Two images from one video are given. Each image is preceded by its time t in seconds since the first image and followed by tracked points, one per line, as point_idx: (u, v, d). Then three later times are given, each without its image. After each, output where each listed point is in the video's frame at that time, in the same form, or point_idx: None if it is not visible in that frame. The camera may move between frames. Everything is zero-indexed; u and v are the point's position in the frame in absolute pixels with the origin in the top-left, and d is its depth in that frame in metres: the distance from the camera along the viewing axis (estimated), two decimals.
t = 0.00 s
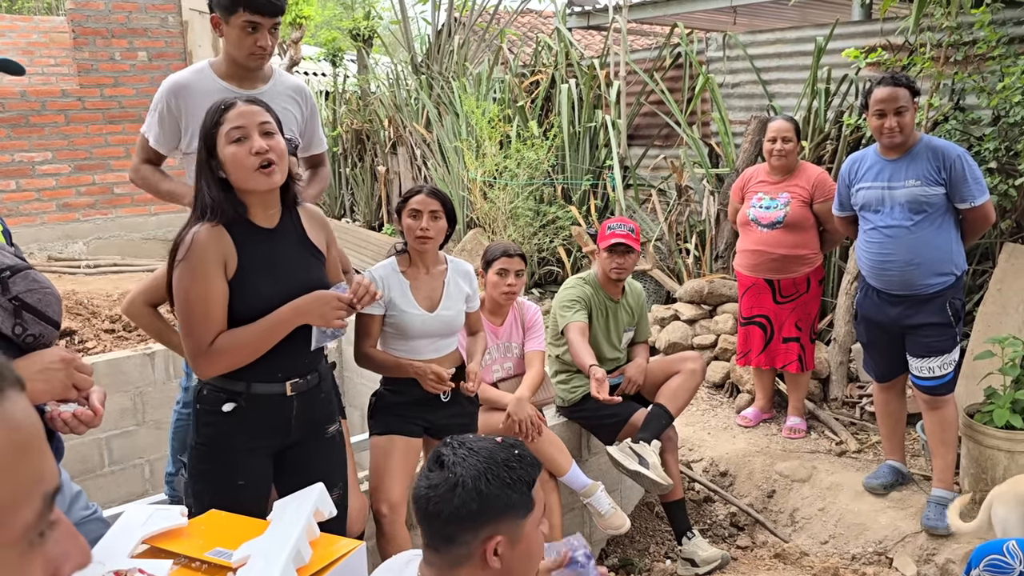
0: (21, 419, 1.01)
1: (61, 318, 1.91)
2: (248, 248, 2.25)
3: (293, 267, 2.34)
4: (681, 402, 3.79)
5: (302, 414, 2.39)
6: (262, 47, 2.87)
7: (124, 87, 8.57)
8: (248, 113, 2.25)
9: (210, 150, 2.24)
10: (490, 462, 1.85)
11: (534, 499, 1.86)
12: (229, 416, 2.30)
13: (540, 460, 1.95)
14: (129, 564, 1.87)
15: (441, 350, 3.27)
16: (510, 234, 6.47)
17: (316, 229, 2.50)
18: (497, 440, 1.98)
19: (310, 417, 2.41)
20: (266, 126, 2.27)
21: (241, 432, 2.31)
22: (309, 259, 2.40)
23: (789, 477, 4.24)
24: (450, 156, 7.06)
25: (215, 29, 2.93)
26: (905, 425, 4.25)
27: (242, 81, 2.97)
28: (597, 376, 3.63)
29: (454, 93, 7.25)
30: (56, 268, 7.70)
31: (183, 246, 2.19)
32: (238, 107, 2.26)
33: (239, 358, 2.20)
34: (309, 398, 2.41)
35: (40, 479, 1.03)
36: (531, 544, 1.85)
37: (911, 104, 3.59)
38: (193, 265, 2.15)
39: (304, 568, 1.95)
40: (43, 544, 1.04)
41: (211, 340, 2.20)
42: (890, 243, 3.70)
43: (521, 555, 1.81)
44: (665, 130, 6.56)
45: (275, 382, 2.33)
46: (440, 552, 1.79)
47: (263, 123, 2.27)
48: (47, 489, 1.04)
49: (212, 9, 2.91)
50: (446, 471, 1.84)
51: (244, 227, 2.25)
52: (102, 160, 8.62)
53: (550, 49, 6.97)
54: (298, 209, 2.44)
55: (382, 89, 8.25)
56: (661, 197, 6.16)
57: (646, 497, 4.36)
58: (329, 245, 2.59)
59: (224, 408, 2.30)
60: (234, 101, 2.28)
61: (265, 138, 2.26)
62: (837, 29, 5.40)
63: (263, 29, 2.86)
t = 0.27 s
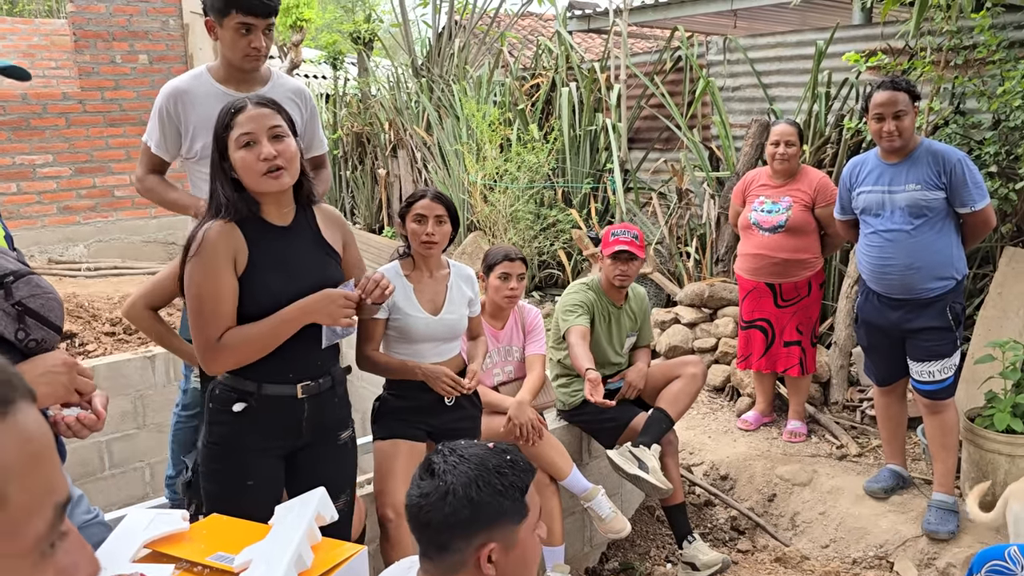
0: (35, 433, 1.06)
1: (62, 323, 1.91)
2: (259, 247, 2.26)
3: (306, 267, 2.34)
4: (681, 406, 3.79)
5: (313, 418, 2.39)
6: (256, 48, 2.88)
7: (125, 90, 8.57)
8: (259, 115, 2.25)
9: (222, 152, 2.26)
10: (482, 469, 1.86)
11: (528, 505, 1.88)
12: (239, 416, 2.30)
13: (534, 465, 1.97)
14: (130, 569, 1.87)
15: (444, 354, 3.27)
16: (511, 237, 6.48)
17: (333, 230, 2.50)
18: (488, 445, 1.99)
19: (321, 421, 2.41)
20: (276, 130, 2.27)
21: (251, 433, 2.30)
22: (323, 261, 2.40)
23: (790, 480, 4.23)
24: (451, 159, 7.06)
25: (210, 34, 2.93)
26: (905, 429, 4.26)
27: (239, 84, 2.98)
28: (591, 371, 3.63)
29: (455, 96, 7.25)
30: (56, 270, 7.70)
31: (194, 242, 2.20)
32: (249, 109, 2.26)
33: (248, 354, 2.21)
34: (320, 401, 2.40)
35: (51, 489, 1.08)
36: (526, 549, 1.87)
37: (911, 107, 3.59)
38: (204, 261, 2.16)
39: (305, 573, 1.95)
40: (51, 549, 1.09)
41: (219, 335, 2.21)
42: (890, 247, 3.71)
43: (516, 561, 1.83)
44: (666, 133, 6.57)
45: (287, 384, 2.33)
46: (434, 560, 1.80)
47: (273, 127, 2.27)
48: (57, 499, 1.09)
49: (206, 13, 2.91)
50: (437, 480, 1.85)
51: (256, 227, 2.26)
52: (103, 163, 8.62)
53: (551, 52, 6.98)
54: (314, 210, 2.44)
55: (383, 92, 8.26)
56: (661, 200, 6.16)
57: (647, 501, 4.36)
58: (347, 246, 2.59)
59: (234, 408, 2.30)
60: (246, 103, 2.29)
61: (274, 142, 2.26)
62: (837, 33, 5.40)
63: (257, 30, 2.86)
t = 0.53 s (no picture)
0: (37, 443, 1.00)
1: (67, 324, 1.90)
2: (232, 247, 2.25)
3: (281, 272, 2.31)
4: (686, 407, 3.78)
5: (292, 426, 2.35)
6: (257, 46, 2.87)
7: (129, 90, 8.57)
8: (248, 116, 2.29)
9: (211, 149, 2.32)
10: (482, 472, 1.86)
11: (530, 506, 1.88)
12: (217, 421, 2.31)
13: (535, 465, 1.96)
14: (135, 570, 1.87)
15: (452, 354, 3.26)
16: (514, 238, 6.48)
17: (324, 237, 2.46)
18: (489, 447, 1.99)
19: (302, 428, 2.38)
20: (264, 130, 2.29)
21: (227, 438, 2.30)
22: (302, 266, 2.36)
23: (794, 482, 4.22)
24: (454, 159, 7.06)
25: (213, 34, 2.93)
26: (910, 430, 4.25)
27: (241, 85, 2.97)
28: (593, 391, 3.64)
29: (458, 97, 7.26)
30: (60, 270, 7.70)
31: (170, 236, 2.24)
32: (240, 108, 2.30)
33: (201, 353, 2.20)
34: (301, 407, 2.36)
35: (53, 501, 1.02)
36: (531, 550, 1.87)
37: (916, 107, 3.58)
38: (170, 258, 2.18)
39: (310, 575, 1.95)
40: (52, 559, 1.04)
41: (181, 330, 2.23)
42: (895, 248, 3.70)
43: (521, 563, 1.83)
44: (669, 134, 6.56)
45: (264, 391, 2.31)
46: (439, 565, 1.80)
47: (260, 127, 2.29)
48: (61, 510, 1.04)
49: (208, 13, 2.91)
50: (438, 486, 1.85)
51: (234, 228, 2.26)
52: (106, 163, 8.63)
53: (554, 53, 6.98)
54: (304, 216, 2.41)
55: (386, 92, 8.26)
56: (665, 201, 6.16)
57: (651, 502, 4.35)
58: (340, 254, 2.54)
59: (213, 413, 2.31)
60: (238, 103, 2.33)
61: (259, 142, 2.28)
62: (841, 34, 5.40)
63: (258, 28, 2.85)
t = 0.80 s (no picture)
0: (42, 444, 0.98)
1: (69, 324, 1.90)
2: (199, 253, 2.24)
3: (247, 279, 2.28)
4: (689, 408, 3.77)
5: (259, 433, 2.33)
6: (261, 45, 2.87)
7: (133, 91, 8.59)
8: (227, 116, 2.26)
9: (188, 149, 2.29)
10: (483, 470, 1.85)
11: (531, 502, 1.87)
12: (185, 424, 2.32)
13: (534, 462, 1.96)
14: (136, 570, 1.87)
15: (456, 355, 3.25)
16: (518, 238, 6.47)
17: (303, 244, 2.39)
18: (488, 445, 1.99)
19: (270, 436, 2.36)
20: (242, 130, 2.26)
21: (194, 443, 2.31)
22: (272, 274, 2.32)
23: (798, 483, 4.21)
24: (457, 160, 7.06)
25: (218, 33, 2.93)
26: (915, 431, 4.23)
27: (246, 85, 2.96)
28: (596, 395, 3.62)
29: (462, 97, 7.25)
30: (64, 270, 7.72)
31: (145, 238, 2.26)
32: (220, 108, 2.28)
33: (160, 359, 2.20)
34: (268, 415, 2.34)
35: (57, 506, 1.00)
36: (533, 546, 1.86)
37: (922, 107, 3.57)
38: (138, 261, 2.19)
39: None
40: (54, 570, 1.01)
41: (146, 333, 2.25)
42: (899, 249, 3.69)
43: (523, 559, 1.83)
44: (673, 134, 6.55)
45: (230, 397, 2.29)
46: (442, 566, 1.80)
47: (239, 127, 2.26)
48: (61, 517, 1.01)
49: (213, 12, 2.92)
50: (439, 487, 1.84)
51: (203, 233, 2.25)
52: (110, 163, 8.64)
53: (558, 53, 6.98)
54: (282, 221, 2.36)
55: (390, 92, 8.26)
56: (668, 201, 6.15)
57: (654, 503, 4.35)
58: (320, 261, 2.45)
59: (180, 417, 2.32)
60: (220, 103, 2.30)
61: (237, 141, 2.25)
62: (845, 34, 5.39)
63: (263, 27, 2.86)
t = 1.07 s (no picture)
0: (57, 449, 0.92)
1: (75, 323, 1.91)
2: (176, 260, 2.24)
3: (224, 289, 2.27)
4: (695, 408, 3.77)
5: (229, 442, 2.29)
6: (272, 42, 2.88)
7: (140, 90, 8.61)
8: (213, 124, 2.27)
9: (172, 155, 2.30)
10: (493, 469, 1.85)
11: (536, 500, 1.89)
12: (155, 429, 2.29)
13: (536, 460, 1.98)
14: (145, 569, 1.87)
15: (463, 354, 3.26)
16: (524, 238, 6.48)
17: (284, 255, 2.38)
18: (493, 442, 1.98)
19: (240, 446, 2.31)
20: (227, 139, 2.27)
21: (163, 448, 2.28)
22: (251, 284, 2.31)
23: (805, 483, 4.21)
24: (464, 160, 7.06)
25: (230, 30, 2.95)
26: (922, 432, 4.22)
27: (257, 84, 2.97)
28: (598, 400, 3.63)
29: (468, 97, 7.26)
30: (72, 269, 7.75)
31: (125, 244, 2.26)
32: (205, 115, 2.28)
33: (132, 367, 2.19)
34: (238, 424, 2.29)
35: (72, 515, 0.94)
36: (537, 542, 1.89)
37: (930, 108, 3.55)
38: (115, 266, 2.19)
39: None
40: None
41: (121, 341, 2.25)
42: (907, 249, 3.68)
43: (530, 556, 1.86)
44: (680, 134, 6.54)
45: (200, 404, 2.25)
46: (452, 565, 1.79)
47: (224, 135, 2.27)
48: (78, 523, 0.95)
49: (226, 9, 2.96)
50: (448, 485, 1.83)
51: (182, 240, 2.25)
52: (118, 163, 8.67)
53: (565, 53, 6.98)
54: (263, 231, 2.35)
55: (396, 92, 8.28)
56: (675, 201, 6.15)
57: (660, 503, 4.35)
58: (301, 274, 2.44)
59: (150, 421, 2.29)
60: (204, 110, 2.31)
61: (222, 150, 2.26)
62: (853, 33, 5.38)
63: (275, 23, 2.88)
